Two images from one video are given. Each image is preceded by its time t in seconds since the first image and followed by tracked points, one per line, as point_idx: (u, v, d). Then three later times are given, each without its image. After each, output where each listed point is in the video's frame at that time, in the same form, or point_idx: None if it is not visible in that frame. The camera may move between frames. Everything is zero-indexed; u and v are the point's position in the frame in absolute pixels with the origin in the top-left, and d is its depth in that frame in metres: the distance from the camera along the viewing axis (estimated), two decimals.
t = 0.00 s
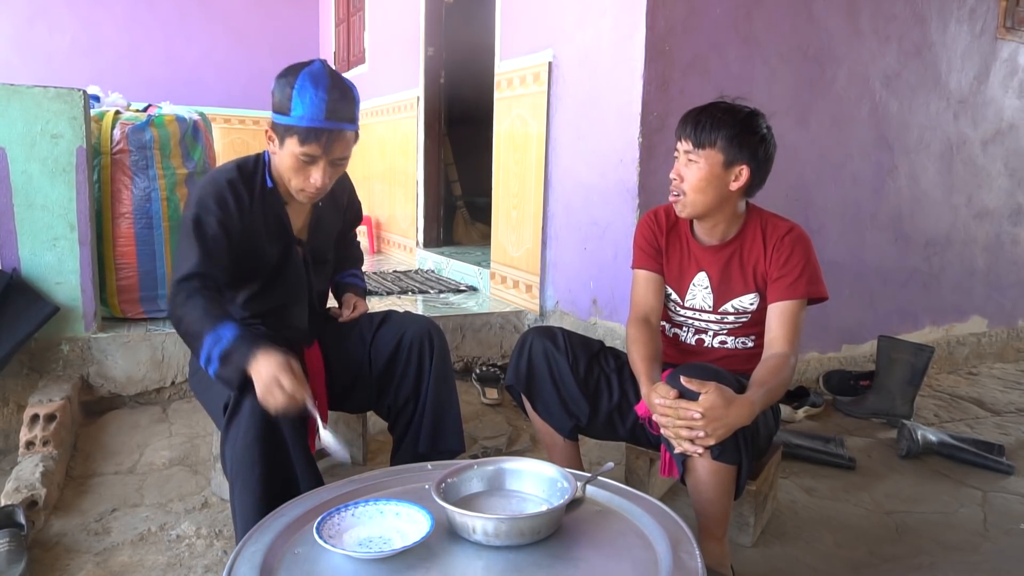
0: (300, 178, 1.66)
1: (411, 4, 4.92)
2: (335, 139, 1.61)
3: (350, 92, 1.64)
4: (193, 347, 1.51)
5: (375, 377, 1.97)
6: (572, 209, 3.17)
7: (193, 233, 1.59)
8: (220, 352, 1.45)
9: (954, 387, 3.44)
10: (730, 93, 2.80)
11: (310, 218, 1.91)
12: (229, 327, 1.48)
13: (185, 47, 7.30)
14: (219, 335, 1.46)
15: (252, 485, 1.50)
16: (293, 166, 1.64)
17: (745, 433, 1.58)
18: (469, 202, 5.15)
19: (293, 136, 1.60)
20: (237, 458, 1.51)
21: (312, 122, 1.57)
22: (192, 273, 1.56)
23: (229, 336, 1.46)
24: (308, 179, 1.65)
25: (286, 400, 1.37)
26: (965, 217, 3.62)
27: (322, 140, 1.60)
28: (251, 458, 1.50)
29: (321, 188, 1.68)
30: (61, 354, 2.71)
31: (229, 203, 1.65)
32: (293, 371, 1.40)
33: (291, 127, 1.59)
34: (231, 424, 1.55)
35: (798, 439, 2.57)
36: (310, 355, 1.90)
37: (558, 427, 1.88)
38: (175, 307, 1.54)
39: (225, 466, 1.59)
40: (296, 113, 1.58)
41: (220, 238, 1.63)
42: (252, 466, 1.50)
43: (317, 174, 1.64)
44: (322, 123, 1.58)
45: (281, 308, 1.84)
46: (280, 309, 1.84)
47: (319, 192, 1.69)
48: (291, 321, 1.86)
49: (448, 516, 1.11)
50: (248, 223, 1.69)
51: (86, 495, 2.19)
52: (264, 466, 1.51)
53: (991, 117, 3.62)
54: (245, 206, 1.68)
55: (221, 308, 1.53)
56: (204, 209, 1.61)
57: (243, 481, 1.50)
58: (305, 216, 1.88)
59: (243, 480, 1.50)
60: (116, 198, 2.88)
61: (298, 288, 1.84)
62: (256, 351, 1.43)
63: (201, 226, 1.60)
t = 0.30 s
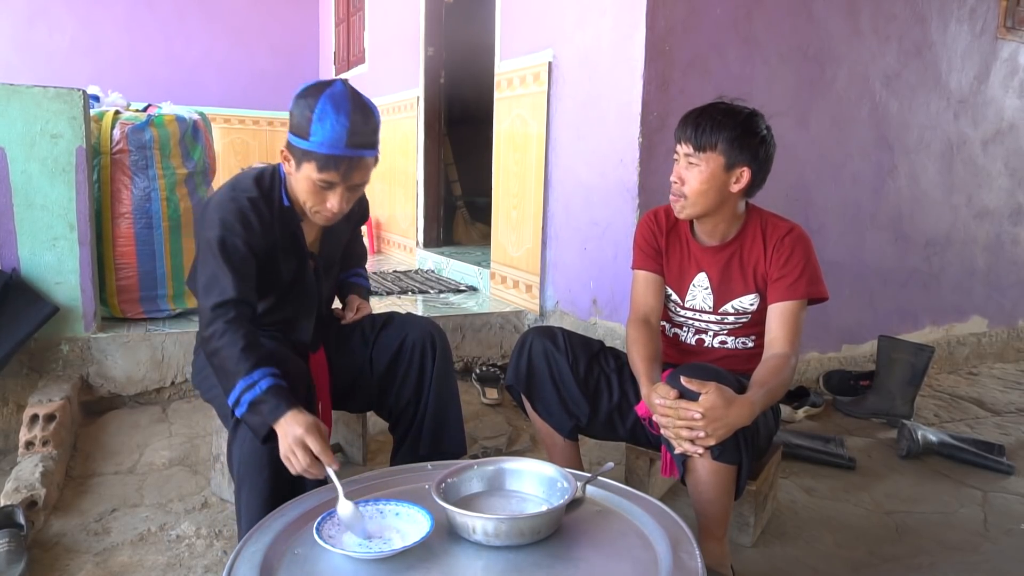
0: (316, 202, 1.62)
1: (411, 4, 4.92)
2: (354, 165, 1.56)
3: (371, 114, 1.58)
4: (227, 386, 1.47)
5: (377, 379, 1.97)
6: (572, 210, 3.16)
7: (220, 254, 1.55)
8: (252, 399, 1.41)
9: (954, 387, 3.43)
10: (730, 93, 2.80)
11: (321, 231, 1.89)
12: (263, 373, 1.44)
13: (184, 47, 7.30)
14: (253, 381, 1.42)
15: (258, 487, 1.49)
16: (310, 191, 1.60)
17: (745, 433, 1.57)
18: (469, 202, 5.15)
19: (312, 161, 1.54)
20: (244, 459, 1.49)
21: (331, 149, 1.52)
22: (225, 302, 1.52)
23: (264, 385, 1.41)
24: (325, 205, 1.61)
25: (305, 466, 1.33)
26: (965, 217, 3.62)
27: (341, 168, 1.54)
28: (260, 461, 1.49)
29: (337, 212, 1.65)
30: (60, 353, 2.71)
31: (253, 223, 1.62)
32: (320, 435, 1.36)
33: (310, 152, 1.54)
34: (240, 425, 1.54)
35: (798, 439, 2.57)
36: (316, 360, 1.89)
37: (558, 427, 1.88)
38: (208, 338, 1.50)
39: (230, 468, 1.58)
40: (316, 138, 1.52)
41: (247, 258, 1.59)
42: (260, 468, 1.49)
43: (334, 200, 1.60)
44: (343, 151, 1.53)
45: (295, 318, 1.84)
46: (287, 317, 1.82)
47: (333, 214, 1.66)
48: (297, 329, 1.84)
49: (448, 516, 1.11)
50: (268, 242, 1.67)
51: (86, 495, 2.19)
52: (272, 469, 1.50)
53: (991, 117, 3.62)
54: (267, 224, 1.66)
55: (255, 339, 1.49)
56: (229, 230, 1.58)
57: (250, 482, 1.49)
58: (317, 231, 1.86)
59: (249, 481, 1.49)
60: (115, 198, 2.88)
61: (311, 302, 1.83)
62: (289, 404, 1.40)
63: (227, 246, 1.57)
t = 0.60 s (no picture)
0: (325, 206, 1.62)
1: (411, 4, 4.91)
2: (364, 170, 1.56)
3: (381, 117, 1.59)
4: (232, 388, 1.46)
5: (378, 381, 1.97)
6: (572, 210, 3.16)
7: (229, 257, 1.55)
8: (258, 403, 1.40)
9: (954, 387, 3.43)
10: (730, 94, 2.80)
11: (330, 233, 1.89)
12: (270, 377, 1.43)
13: (184, 47, 7.30)
14: (260, 384, 1.42)
15: (262, 486, 1.49)
16: (319, 195, 1.59)
17: (745, 433, 1.57)
18: (469, 202, 5.14)
19: (322, 165, 1.54)
20: (247, 459, 1.49)
21: (342, 153, 1.52)
22: (233, 306, 1.52)
23: (271, 390, 1.40)
24: (334, 209, 1.61)
25: (319, 468, 1.31)
26: (966, 217, 3.61)
27: (352, 171, 1.54)
28: (263, 462, 1.48)
29: (346, 216, 1.65)
30: (60, 354, 2.71)
31: (262, 226, 1.62)
32: (331, 437, 1.35)
33: (321, 156, 1.53)
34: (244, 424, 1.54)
35: (798, 440, 2.57)
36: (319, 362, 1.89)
37: (557, 427, 1.88)
38: (214, 341, 1.49)
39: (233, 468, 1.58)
40: (327, 142, 1.52)
41: (255, 261, 1.60)
42: (265, 467, 1.49)
43: (344, 204, 1.60)
44: (355, 155, 1.53)
45: (301, 320, 1.85)
46: (292, 318, 1.84)
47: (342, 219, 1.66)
48: (302, 331, 1.86)
49: (448, 516, 1.11)
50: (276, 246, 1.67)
51: (86, 495, 2.19)
52: (277, 469, 1.50)
53: (991, 117, 3.62)
54: (275, 228, 1.66)
55: (261, 343, 1.49)
56: (239, 233, 1.58)
57: (253, 482, 1.49)
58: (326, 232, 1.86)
59: (252, 481, 1.49)
60: (115, 198, 2.88)
61: (317, 304, 1.86)
62: (296, 407, 1.39)
63: (236, 249, 1.57)
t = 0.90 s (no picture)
0: (329, 205, 1.62)
1: (411, 4, 4.91)
2: (368, 168, 1.56)
3: (385, 116, 1.59)
4: (240, 384, 1.46)
5: (378, 380, 1.97)
6: (572, 210, 3.16)
7: (233, 254, 1.56)
8: (266, 399, 1.40)
9: (954, 387, 3.43)
10: (730, 94, 2.80)
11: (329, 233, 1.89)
12: (277, 374, 1.43)
13: (184, 47, 7.30)
14: (268, 380, 1.42)
15: (264, 486, 1.49)
16: (322, 193, 1.59)
17: (745, 433, 1.57)
18: (469, 202, 5.14)
19: (326, 163, 1.54)
20: (250, 458, 1.49)
21: (346, 151, 1.52)
22: (239, 303, 1.52)
23: (279, 386, 1.40)
24: (338, 207, 1.61)
25: (326, 466, 1.30)
26: (966, 217, 3.62)
27: (356, 170, 1.55)
28: (265, 461, 1.49)
29: (349, 215, 1.65)
30: (60, 353, 2.71)
31: (265, 224, 1.63)
32: (339, 435, 1.34)
33: (324, 155, 1.54)
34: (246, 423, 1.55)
35: (798, 440, 2.57)
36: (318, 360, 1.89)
37: (558, 427, 1.88)
38: (221, 338, 1.50)
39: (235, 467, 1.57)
40: (331, 141, 1.52)
41: (260, 259, 1.60)
42: (267, 466, 1.49)
43: (347, 202, 1.61)
44: (359, 154, 1.53)
45: (302, 318, 1.84)
46: (293, 318, 1.82)
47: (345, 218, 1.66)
48: (303, 331, 1.84)
49: (448, 516, 1.11)
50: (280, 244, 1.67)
51: (86, 495, 2.19)
52: (279, 469, 1.50)
53: (991, 117, 3.62)
54: (278, 226, 1.67)
55: (268, 340, 1.50)
56: (243, 231, 1.59)
57: (254, 481, 1.49)
58: (326, 231, 1.87)
59: (254, 480, 1.49)
60: (116, 198, 2.88)
61: (318, 303, 1.86)
62: (303, 404, 1.39)
63: (241, 247, 1.57)
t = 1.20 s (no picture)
0: (333, 196, 1.61)
1: (411, 4, 4.92)
2: (369, 155, 1.57)
3: (382, 105, 1.60)
4: (227, 374, 1.48)
5: (378, 380, 1.97)
6: (572, 210, 3.17)
7: (227, 251, 1.56)
8: (252, 387, 1.42)
9: (954, 387, 3.43)
10: (730, 94, 2.80)
11: (327, 229, 1.90)
12: (262, 361, 1.45)
13: (184, 47, 7.30)
14: (252, 368, 1.44)
15: (266, 487, 1.49)
16: (326, 183, 1.59)
17: (745, 433, 1.57)
18: (469, 202, 5.14)
19: (328, 152, 1.55)
20: (252, 459, 1.50)
21: (347, 138, 1.53)
22: (225, 297, 1.53)
23: (263, 373, 1.42)
24: (342, 197, 1.60)
25: (314, 431, 1.32)
26: (966, 217, 3.62)
27: (357, 157, 1.55)
28: (267, 460, 1.49)
29: (353, 204, 1.64)
30: (60, 353, 2.71)
31: (262, 220, 1.63)
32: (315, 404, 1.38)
33: (325, 144, 1.54)
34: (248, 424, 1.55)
35: (798, 440, 2.57)
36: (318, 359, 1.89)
37: (558, 427, 1.88)
38: (206, 332, 1.52)
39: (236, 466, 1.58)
40: (331, 130, 1.53)
41: (254, 257, 1.60)
42: (268, 466, 1.49)
43: (350, 191, 1.60)
44: (359, 140, 1.54)
45: (301, 316, 1.85)
46: (292, 316, 1.83)
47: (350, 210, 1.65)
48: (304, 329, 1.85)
49: (448, 516, 1.11)
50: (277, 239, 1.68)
51: (86, 495, 2.19)
52: (281, 469, 1.50)
53: (991, 117, 3.62)
54: (275, 222, 1.67)
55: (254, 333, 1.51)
56: (238, 227, 1.59)
57: (256, 481, 1.49)
58: (324, 227, 1.87)
59: (256, 480, 1.49)
60: (116, 198, 2.88)
61: (317, 301, 1.85)
62: (292, 381, 1.41)
63: (235, 244, 1.57)
